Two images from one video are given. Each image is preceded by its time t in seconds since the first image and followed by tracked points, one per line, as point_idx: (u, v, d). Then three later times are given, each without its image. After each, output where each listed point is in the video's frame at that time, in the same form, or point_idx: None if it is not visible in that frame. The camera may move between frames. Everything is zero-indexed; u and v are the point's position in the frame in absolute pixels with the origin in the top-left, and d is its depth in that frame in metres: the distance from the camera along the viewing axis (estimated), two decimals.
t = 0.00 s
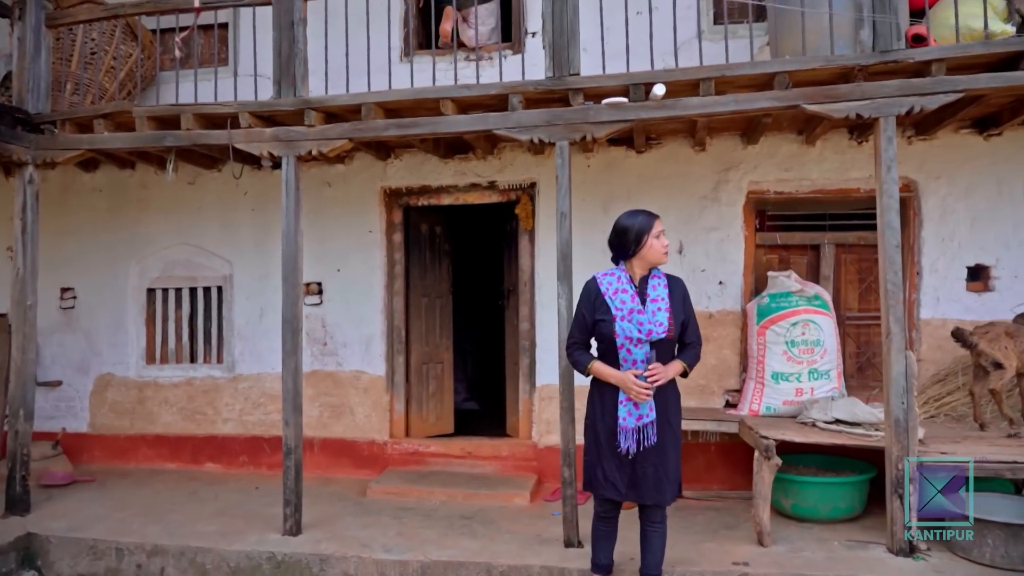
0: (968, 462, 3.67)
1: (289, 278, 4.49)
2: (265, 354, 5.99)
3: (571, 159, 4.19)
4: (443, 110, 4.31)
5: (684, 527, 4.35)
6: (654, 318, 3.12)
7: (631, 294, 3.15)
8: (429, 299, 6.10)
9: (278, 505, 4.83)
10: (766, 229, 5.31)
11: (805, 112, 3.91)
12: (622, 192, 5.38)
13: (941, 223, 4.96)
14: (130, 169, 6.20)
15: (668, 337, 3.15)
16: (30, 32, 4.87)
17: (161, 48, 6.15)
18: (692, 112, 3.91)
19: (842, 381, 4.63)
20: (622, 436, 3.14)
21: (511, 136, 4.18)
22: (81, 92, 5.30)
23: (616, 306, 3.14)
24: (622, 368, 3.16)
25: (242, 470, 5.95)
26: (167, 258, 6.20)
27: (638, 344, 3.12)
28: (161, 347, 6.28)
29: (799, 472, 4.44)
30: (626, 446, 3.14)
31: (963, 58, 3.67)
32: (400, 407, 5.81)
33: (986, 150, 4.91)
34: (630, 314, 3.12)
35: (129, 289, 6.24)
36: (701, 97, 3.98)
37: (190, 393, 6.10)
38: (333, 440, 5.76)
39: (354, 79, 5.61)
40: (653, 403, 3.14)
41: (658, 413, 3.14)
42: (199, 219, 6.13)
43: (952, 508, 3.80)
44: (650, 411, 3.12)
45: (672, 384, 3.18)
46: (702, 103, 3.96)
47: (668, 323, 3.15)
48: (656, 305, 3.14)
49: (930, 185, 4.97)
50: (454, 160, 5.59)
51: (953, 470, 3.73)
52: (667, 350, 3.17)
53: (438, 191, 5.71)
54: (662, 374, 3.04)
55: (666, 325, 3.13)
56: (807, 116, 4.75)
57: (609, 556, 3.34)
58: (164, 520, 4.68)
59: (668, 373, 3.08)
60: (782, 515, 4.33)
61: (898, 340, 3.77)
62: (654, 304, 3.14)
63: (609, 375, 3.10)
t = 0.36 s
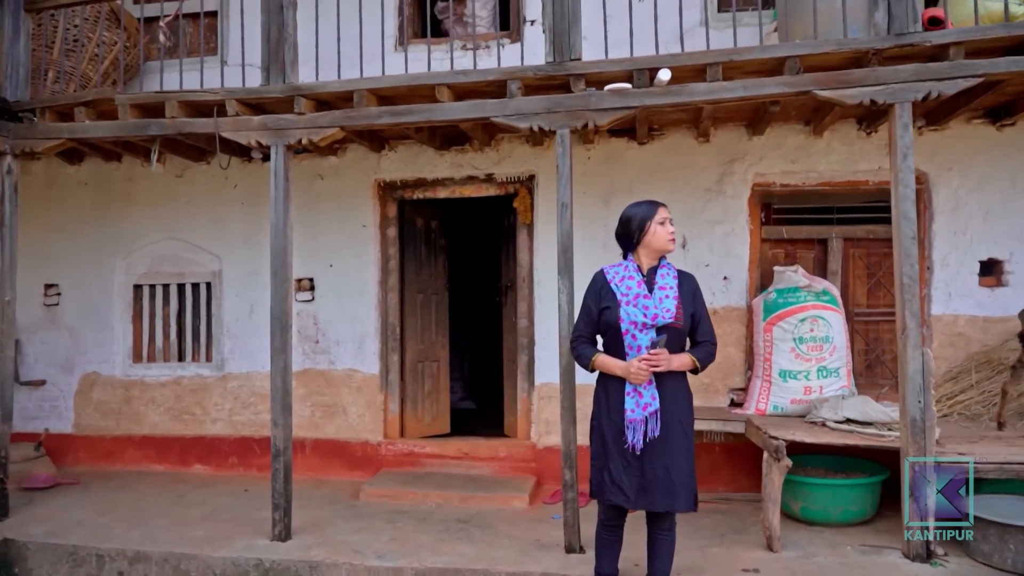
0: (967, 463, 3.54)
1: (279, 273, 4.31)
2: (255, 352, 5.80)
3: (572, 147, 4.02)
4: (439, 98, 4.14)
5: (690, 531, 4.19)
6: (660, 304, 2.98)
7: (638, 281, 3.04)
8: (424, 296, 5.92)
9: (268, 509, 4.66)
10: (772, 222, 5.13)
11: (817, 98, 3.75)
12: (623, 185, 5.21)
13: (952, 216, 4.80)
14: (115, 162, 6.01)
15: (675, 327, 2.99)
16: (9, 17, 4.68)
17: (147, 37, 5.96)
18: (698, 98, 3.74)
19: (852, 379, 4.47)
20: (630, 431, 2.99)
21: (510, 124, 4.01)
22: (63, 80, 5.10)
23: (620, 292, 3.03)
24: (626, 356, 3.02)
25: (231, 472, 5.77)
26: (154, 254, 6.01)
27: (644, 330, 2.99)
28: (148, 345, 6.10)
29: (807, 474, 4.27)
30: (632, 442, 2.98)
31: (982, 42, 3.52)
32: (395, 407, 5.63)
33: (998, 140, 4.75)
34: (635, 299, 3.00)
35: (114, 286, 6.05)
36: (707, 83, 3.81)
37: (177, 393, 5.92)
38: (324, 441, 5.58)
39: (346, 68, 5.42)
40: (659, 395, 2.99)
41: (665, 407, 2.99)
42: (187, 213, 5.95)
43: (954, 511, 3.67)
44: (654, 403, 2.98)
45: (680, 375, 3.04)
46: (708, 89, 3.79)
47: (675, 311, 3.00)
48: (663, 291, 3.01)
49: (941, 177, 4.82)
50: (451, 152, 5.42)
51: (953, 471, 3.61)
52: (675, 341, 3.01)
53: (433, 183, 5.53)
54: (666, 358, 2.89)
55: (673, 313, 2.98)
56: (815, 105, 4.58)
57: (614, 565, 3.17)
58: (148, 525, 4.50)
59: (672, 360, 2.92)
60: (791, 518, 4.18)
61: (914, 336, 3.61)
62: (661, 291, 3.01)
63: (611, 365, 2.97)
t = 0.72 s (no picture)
0: (968, 462, 3.41)
1: (264, 269, 4.12)
2: (242, 351, 5.61)
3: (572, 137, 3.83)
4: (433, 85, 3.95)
5: (694, 538, 4.03)
6: (660, 302, 2.82)
7: (641, 276, 2.90)
8: (418, 293, 5.74)
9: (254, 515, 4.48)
10: (778, 216, 4.97)
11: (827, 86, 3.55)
12: (624, 177, 5.04)
13: (964, 210, 4.64)
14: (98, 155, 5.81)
15: (675, 326, 2.81)
16: None
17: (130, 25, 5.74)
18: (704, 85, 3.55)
19: (862, 379, 4.31)
20: (621, 431, 2.87)
21: (507, 113, 3.82)
22: (40, 68, 4.89)
23: (622, 287, 2.92)
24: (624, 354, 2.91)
25: (218, 475, 5.58)
26: (137, 249, 5.81)
27: (640, 328, 2.85)
28: (132, 344, 5.90)
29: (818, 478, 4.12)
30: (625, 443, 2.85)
31: (1002, 27, 3.34)
32: (387, 408, 5.45)
33: (1012, 132, 4.59)
34: (634, 295, 2.87)
35: (96, 283, 5.85)
36: (713, 69, 3.62)
37: (162, 393, 5.73)
38: (315, 443, 5.40)
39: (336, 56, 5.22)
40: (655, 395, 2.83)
41: (661, 408, 2.82)
42: (172, 208, 5.75)
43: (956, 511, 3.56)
44: (648, 404, 2.83)
45: (682, 375, 2.85)
46: (714, 75, 3.60)
47: (676, 309, 2.82)
48: (664, 288, 2.84)
49: (953, 169, 4.65)
50: (445, 144, 5.24)
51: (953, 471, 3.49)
52: (678, 341, 2.83)
53: (427, 176, 5.35)
54: (657, 355, 2.73)
55: (672, 311, 2.80)
56: (823, 95, 4.40)
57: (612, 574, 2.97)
58: (129, 533, 4.32)
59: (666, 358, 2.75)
60: (800, 524, 4.00)
61: (931, 335, 3.44)
62: (663, 288, 2.84)
63: (607, 362, 2.88)
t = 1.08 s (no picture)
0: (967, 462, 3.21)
1: (248, 266, 3.92)
2: (228, 352, 5.40)
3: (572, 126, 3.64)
4: (426, 72, 3.75)
5: (699, 547, 3.86)
6: (646, 302, 2.66)
7: (631, 276, 2.76)
8: (411, 291, 5.55)
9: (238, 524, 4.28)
10: (783, 211, 4.80)
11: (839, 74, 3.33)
12: (624, 171, 4.86)
13: (976, 206, 4.48)
14: (76, 148, 5.59)
15: (663, 327, 2.64)
16: None
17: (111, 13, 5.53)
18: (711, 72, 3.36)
19: (872, 380, 4.15)
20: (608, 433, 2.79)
21: (503, 102, 3.63)
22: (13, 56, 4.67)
23: (613, 288, 2.81)
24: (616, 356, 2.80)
25: (202, 481, 5.38)
26: (118, 246, 5.59)
27: (627, 329, 2.72)
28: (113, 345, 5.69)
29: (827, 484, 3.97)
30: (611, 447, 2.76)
31: None
32: (379, 410, 5.26)
33: None
34: (621, 295, 2.75)
35: (75, 280, 5.63)
36: (720, 55, 3.43)
37: (144, 396, 5.52)
38: (303, 447, 5.20)
39: (325, 45, 5.01)
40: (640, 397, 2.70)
41: (644, 410, 2.69)
42: (154, 202, 5.53)
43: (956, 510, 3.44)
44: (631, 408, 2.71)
45: (672, 376, 2.67)
46: (721, 62, 3.40)
47: (663, 309, 2.64)
48: (653, 287, 2.67)
49: (965, 164, 4.50)
50: (439, 136, 5.05)
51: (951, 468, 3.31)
52: (669, 343, 2.65)
53: (420, 170, 5.16)
54: (633, 358, 2.61)
55: (658, 311, 2.63)
56: (832, 86, 4.20)
57: None
58: (105, 543, 4.11)
59: (650, 359, 2.60)
60: (810, 533, 3.84)
61: (948, 335, 3.24)
62: (653, 287, 2.67)
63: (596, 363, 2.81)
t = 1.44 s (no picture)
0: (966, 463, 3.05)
1: (231, 262, 3.72)
2: (211, 354, 5.19)
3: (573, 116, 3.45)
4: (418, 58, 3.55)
5: (705, 558, 3.68)
6: (625, 301, 2.50)
7: (613, 273, 2.60)
8: (402, 290, 5.35)
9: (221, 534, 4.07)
10: (789, 208, 4.64)
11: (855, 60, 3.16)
12: (624, 166, 4.68)
13: (989, 202, 4.33)
14: (54, 142, 5.37)
15: (641, 327, 2.47)
16: None
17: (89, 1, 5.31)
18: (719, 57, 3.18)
19: (883, 383, 3.99)
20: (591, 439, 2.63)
21: (500, 89, 3.44)
22: None
23: (596, 286, 2.66)
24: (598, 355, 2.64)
25: (185, 488, 5.16)
26: (97, 243, 5.37)
27: (606, 328, 2.56)
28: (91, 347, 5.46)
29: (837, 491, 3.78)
30: (596, 454, 2.61)
31: None
32: (369, 414, 5.06)
33: None
34: (602, 293, 2.59)
35: (52, 279, 5.40)
36: (729, 40, 3.25)
37: (124, 399, 5.30)
38: (290, 453, 4.99)
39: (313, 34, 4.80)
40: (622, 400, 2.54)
41: (628, 414, 2.51)
42: (135, 198, 5.31)
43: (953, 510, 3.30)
44: (614, 411, 2.56)
45: (666, 380, 2.49)
46: (731, 47, 3.22)
47: (642, 309, 2.47)
48: (632, 284, 2.51)
49: (977, 159, 4.34)
50: (432, 130, 4.86)
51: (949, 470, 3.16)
52: (649, 343, 2.48)
53: (412, 165, 4.96)
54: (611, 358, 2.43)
55: (635, 311, 2.46)
56: (842, 77, 4.03)
57: None
58: (79, 556, 3.90)
59: (630, 359, 2.41)
60: (821, 543, 3.65)
61: (970, 336, 3.07)
62: (632, 285, 2.51)
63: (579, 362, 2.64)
